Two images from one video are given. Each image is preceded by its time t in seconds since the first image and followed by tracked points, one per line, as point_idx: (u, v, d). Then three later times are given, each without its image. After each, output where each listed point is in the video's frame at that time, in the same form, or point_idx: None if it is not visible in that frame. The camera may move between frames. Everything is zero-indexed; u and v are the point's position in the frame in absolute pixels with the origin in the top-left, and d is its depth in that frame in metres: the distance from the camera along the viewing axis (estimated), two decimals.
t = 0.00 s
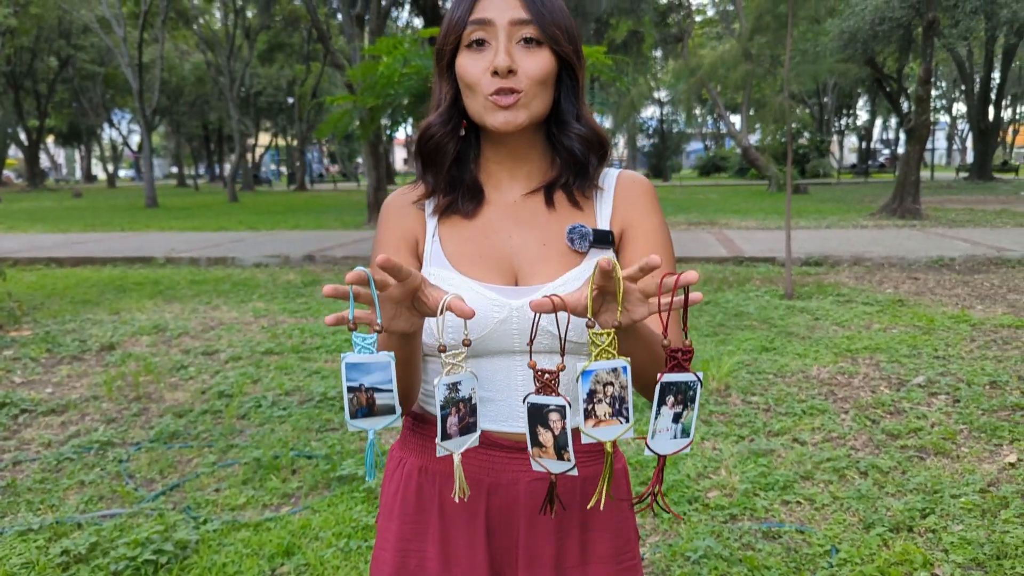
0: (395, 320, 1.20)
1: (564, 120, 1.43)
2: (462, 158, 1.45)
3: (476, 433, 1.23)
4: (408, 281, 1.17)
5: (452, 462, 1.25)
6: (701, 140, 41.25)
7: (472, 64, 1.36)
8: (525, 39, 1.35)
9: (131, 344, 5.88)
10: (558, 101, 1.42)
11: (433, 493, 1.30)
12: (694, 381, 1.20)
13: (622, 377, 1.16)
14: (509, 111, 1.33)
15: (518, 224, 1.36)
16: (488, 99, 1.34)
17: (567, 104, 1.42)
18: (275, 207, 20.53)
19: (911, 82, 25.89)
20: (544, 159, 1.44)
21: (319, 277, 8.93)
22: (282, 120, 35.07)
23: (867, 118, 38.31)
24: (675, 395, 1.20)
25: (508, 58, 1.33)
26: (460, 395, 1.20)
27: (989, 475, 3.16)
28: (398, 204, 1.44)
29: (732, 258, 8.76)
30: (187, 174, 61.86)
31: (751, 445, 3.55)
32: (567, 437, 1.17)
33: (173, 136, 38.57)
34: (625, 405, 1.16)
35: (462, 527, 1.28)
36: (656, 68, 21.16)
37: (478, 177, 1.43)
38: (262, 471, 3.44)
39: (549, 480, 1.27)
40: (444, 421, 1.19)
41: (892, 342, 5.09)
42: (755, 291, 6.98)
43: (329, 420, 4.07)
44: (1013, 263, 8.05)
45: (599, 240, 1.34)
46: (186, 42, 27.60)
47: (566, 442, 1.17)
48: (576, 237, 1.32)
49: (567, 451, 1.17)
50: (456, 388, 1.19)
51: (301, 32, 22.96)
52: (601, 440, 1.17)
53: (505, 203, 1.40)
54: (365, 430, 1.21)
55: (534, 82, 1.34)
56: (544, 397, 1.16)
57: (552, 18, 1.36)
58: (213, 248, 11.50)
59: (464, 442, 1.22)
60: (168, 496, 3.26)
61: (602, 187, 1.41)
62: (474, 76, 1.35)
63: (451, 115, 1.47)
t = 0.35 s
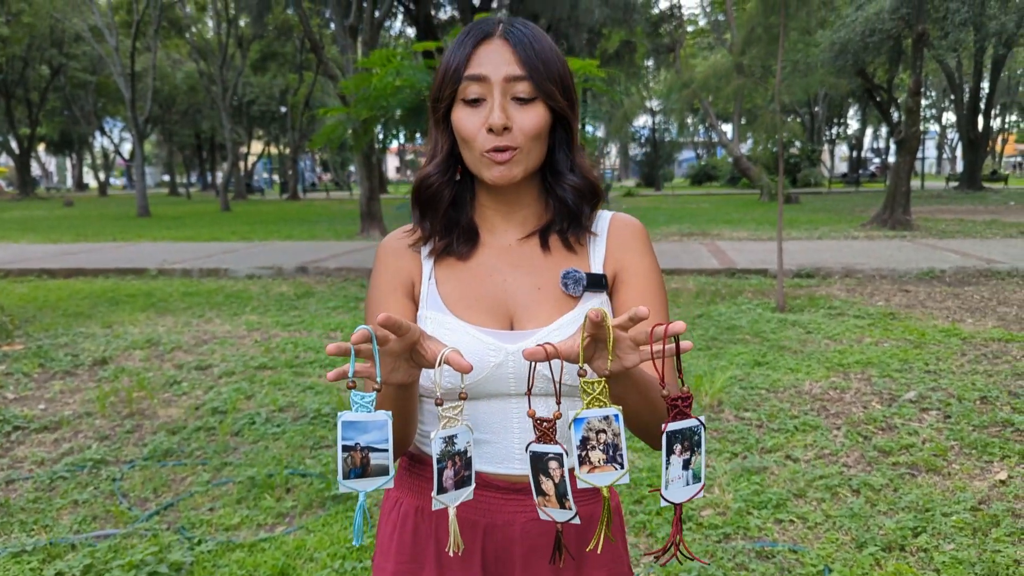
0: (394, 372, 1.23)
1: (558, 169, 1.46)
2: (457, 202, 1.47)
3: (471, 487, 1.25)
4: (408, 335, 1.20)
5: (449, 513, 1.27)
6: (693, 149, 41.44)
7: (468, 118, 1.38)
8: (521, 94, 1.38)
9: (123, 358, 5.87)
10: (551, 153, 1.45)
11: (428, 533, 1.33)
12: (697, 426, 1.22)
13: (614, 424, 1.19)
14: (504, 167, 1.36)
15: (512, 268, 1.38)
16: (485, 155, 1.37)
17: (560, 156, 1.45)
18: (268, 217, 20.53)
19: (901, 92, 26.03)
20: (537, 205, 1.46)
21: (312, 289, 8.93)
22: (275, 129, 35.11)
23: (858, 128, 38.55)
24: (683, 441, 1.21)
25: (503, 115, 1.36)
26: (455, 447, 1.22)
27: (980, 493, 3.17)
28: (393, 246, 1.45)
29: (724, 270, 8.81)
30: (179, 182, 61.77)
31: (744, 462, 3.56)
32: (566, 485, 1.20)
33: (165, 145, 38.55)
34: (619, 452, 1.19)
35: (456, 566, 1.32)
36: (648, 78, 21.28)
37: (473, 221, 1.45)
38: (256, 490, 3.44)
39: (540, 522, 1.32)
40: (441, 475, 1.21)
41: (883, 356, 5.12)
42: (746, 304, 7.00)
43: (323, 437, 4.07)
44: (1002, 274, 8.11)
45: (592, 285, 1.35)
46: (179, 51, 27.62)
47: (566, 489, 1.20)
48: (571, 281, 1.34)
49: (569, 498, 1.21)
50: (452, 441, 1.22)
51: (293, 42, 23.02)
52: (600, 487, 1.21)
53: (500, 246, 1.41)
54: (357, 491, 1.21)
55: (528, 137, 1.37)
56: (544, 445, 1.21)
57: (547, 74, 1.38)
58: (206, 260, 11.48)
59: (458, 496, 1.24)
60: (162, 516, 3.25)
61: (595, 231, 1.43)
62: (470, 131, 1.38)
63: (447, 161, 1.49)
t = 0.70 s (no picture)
0: (394, 420, 1.27)
1: (558, 209, 1.53)
2: (458, 241, 1.54)
3: (470, 533, 1.25)
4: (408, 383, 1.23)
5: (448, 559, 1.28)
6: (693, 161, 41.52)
7: (471, 158, 1.45)
8: (522, 139, 1.44)
9: (122, 373, 5.86)
10: (553, 195, 1.52)
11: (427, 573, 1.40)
12: (688, 477, 1.22)
13: (616, 469, 1.19)
14: (506, 208, 1.43)
15: (512, 308, 1.45)
16: (487, 196, 1.43)
17: (561, 198, 1.53)
18: (269, 228, 20.54)
19: (900, 105, 26.10)
20: (537, 245, 1.53)
21: (312, 302, 8.93)
22: (276, 139, 35.18)
23: (858, 140, 38.63)
24: (667, 490, 1.21)
25: (506, 157, 1.42)
26: (455, 494, 1.23)
27: (982, 516, 3.16)
28: (395, 286, 1.53)
29: (724, 284, 8.80)
30: (180, 192, 61.86)
31: (745, 483, 3.54)
32: (557, 526, 1.20)
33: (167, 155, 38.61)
34: (621, 498, 1.19)
35: None
36: (647, 90, 21.34)
37: (474, 259, 1.52)
38: (254, 510, 3.42)
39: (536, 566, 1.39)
40: (442, 522, 1.22)
41: (884, 375, 5.10)
42: (747, 320, 6.99)
43: (322, 455, 4.06)
44: (1003, 290, 8.11)
45: (593, 326, 1.41)
46: (181, 62, 27.70)
47: (557, 531, 1.20)
48: (571, 321, 1.39)
49: (559, 540, 1.20)
50: (453, 488, 1.22)
51: (295, 53, 23.10)
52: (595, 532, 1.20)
53: (500, 285, 1.48)
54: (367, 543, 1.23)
55: (529, 179, 1.43)
56: (538, 484, 1.21)
57: (548, 117, 1.45)
58: (206, 272, 11.48)
59: (460, 541, 1.25)
60: (160, 536, 3.24)
61: (596, 271, 1.50)
62: (472, 171, 1.44)
63: (448, 200, 1.55)
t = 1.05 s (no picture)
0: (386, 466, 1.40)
1: (555, 243, 1.67)
2: (450, 274, 1.68)
3: None
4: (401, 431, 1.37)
5: None
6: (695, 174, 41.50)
7: (471, 187, 1.56)
8: (521, 168, 1.56)
9: (119, 389, 5.82)
10: (550, 230, 1.66)
11: None
12: (694, 530, 1.31)
13: (608, 522, 1.31)
14: (502, 238, 1.54)
15: (505, 343, 1.58)
16: (483, 228, 1.55)
17: (559, 233, 1.67)
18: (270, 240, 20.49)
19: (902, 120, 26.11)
20: (532, 279, 1.66)
21: (312, 316, 8.91)
22: (278, 151, 35.19)
23: (859, 154, 38.62)
24: (679, 544, 1.30)
25: (504, 188, 1.53)
26: (447, 543, 1.30)
27: (984, 542, 3.12)
28: (387, 319, 1.67)
29: (725, 300, 8.77)
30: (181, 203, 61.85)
31: (744, 506, 3.51)
32: None
33: (168, 165, 38.58)
34: (612, 550, 1.31)
35: None
36: (648, 103, 21.34)
37: (467, 294, 1.66)
38: (249, 531, 3.39)
39: None
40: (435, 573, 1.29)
41: (885, 394, 5.07)
42: (747, 337, 6.96)
43: (318, 474, 4.03)
44: (1005, 307, 8.07)
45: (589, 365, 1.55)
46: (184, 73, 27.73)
47: None
48: (569, 359, 1.52)
49: None
50: (444, 536, 1.30)
51: (297, 65, 23.14)
52: None
53: (495, 319, 1.62)
54: None
55: (526, 211, 1.55)
56: (536, 538, 1.31)
57: (547, 152, 1.57)
58: (205, 284, 11.45)
59: None
60: (152, 558, 3.20)
61: (592, 308, 1.64)
62: (469, 200, 1.55)
63: (442, 231, 1.69)
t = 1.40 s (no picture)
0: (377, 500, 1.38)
1: (551, 265, 1.65)
2: (444, 296, 1.67)
3: None
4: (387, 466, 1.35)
5: None
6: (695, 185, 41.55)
7: (465, 208, 1.54)
8: (517, 188, 1.54)
9: (115, 400, 5.78)
10: (547, 251, 1.65)
11: None
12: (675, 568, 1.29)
13: (600, 559, 1.30)
14: (495, 258, 1.51)
15: (499, 365, 1.56)
16: (477, 247, 1.52)
17: (555, 255, 1.65)
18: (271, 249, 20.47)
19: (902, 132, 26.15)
20: (526, 300, 1.64)
21: (310, 326, 8.88)
22: (278, 159, 35.22)
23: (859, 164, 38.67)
24: None
25: (499, 209, 1.51)
26: None
27: (985, 560, 3.09)
28: (381, 344, 1.65)
29: (725, 312, 8.75)
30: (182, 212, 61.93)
31: (742, 521, 3.47)
32: None
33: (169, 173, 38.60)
34: None
35: None
36: (648, 113, 21.36)
37: (462, 316, 1.64)
38: (242, 546, 3.35)
39: None
40: None
41: (885, 408, 5.03)
42: (746, 349, 6.93)
43: (313, 488, 3.99)
44: (1006, 320, 8.04)
45: (585, 390, 1.52)
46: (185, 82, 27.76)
47: None
48: (563, 384, 1.50)
49: None
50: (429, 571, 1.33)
51: (298, 74, 23.17)
52: None
53: (489, 342, 1.60)
54: None
55: (522, 232, 1.52)
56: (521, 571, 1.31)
57: (542, 171, 1.55)
58: (203, 293, 11.41)
59: None
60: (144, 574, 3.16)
61: (589, 331, 1.62)
62: (464, 220, 1.53)
63: (437, 251, 1.68)
